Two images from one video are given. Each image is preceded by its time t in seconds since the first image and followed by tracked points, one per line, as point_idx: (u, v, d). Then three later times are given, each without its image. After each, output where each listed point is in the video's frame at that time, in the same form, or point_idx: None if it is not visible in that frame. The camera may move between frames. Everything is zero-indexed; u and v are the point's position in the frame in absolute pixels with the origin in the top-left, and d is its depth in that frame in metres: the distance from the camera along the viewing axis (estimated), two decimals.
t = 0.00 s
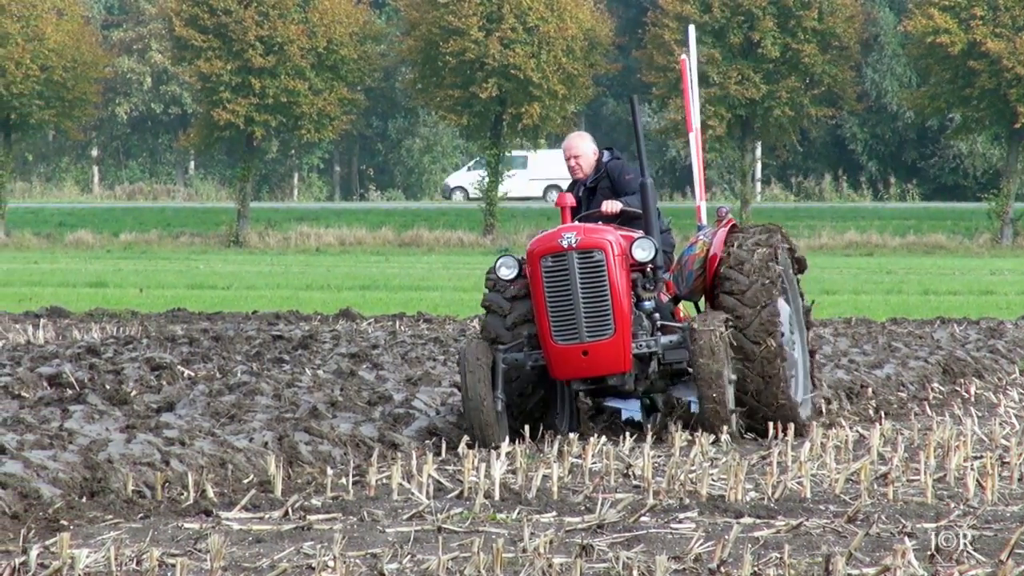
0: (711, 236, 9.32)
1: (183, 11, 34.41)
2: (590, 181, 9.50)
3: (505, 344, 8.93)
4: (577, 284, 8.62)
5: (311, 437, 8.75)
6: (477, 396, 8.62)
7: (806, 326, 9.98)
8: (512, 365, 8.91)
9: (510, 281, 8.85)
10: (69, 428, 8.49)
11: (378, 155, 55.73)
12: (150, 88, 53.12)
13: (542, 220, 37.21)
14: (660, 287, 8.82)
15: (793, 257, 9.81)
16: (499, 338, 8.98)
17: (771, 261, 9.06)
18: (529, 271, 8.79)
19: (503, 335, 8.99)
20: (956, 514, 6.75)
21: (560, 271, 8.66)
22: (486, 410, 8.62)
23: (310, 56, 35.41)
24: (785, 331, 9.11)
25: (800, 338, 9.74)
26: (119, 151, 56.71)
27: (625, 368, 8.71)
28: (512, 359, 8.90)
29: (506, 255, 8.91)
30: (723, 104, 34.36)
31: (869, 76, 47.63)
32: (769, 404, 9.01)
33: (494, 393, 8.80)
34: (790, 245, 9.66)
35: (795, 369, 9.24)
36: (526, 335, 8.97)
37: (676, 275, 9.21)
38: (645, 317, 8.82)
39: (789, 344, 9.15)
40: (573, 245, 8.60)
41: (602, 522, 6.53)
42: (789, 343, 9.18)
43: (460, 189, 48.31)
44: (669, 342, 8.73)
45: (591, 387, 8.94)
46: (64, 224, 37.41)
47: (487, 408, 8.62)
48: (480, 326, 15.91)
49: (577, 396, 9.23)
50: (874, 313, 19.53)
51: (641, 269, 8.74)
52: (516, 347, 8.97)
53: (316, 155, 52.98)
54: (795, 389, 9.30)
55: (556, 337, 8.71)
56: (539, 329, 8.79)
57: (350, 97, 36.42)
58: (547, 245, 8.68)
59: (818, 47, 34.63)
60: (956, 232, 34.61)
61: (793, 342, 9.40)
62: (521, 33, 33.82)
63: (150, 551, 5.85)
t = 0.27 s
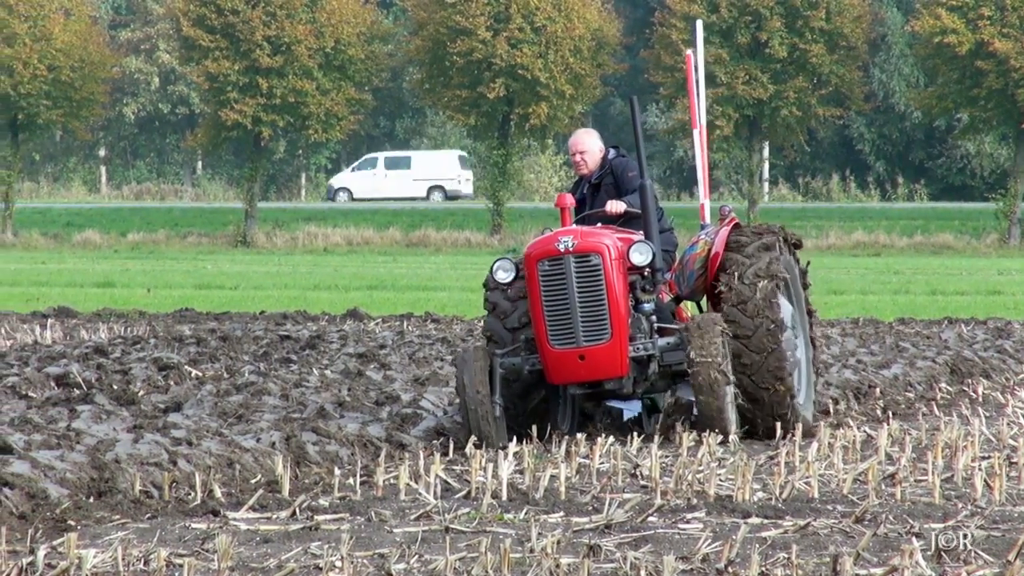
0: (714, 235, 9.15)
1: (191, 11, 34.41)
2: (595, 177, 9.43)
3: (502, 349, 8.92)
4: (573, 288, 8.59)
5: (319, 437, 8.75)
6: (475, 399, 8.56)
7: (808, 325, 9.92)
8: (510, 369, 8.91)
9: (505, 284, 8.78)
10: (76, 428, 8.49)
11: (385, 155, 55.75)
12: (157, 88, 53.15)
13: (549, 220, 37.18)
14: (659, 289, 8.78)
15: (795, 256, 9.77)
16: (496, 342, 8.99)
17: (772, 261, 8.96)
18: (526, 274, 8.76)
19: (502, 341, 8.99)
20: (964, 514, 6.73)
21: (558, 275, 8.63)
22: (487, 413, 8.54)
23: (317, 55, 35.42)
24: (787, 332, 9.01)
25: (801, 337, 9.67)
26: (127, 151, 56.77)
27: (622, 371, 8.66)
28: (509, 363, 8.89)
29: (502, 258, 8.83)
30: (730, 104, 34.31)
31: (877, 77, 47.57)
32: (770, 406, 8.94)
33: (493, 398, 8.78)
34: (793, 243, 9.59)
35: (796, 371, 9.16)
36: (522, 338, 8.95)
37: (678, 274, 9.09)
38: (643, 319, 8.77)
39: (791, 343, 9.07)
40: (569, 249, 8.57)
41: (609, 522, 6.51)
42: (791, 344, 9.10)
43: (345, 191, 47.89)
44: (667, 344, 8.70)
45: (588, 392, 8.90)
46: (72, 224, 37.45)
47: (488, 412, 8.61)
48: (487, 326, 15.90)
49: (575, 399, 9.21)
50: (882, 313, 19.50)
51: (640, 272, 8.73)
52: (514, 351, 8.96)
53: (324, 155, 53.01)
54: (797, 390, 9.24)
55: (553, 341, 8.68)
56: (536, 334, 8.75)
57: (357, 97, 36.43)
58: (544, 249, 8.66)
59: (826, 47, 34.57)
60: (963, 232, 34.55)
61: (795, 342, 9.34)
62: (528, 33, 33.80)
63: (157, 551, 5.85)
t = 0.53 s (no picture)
0: (717, 235, 9.19)
1: (197, 11, 34.43)
2: (597, 175, 9.39)
3: (504, 350, 8.87)
4: (577, 290, 8.48)
5: (325, 437, 8.75)
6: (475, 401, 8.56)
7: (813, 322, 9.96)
8: (511, 371, 8.84)
9: (509, 285, 8.68)
10: (84, 428, 8.49)
11: (392, 155, 55.80)
12: (164, 88, 53.23)
13: (556, 220, 37.18)
14: (661, 291, 8.77)
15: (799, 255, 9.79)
16: (499, 343, 8.93)
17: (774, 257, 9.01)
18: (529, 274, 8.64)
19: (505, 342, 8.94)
20: (970, 514, 6.73)
21: (561, 276, 8.50)
22: (489, 420, 8.57)
23: (325, 56, 35.45)
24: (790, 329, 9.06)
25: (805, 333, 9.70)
26: (133, 151, 56.85)
27: (624, 373, 8.57)
28: (511, 365, 8.82)
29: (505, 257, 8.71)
30: (737, 105, 34.29)
31: (884, 77, 47.53)
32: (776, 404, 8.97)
33: (494, 400, 8.74)
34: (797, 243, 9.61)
35: (801, 369, 9.19)
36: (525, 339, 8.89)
37: (679, 275, 9.17)
38: (646, 320, 8.75)
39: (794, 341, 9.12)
40: (574, 250, 8.44)
41: (616, 522, 6.51)
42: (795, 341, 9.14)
43: (225, 191, 48.34)
44: (669, 347, 8.64)
45: (590, 394, 8.81)
46: (79, 224, 37.51)
47: (488, 413, 8.58)
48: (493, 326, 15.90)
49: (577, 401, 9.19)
50: (888, 313, 19.49)
51: (643, 273, 8.65)
52: (515, 352, 8.92)
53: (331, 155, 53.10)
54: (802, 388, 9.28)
55: (555, 342, 8.56)
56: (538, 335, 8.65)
57: (364, 97, 36.44)
58: (548, 249, 8.52)
59: (833, 47, 34.52)
60: (970, 233, 34.50)
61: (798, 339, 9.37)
62: (535, 33, 33.78)
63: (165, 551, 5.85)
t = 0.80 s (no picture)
0: (716, 235, 9.04)
1: (203, 11, 34.45)
2: (598, 174, 9.36)
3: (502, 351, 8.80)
4: (576, 289, 8.38)
5: (332, 437, 8.75)
6: (475, 403, 8.49)
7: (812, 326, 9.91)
8: (510, 371, 8.76)
9: (507, 284, 8.59)
10: (90, 428, 8.50)
11: (398, 155, 55.83)
12: (170, 88, 53.26)
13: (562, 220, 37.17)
14: (661, 289, 8.68)
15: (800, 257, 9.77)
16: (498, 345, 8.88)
17: (775, 257, 8.96)
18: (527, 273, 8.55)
19: (505, 342, 8.89)
20: (976, 514, 6.71)
21: (559, 276, 8.41)
22: (489, 421, 8.49)
23: (330, 56, 35.46)
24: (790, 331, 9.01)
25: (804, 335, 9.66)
26: (139, 151, 56.92)
27: (623, 373, 8.49)
28: (510, 365, 8.75)
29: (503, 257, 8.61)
30: (743, 105, 34.25)
31: (889, 77, 47.49)
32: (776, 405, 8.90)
33: (492, 400, 8.65)
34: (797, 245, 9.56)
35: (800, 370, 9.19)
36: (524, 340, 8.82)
37: (679, 275, 8.98)
38: (645, 319, 8.66)
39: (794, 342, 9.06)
40: (572, 250, 8.35)
41: (621, 522, 6.50)
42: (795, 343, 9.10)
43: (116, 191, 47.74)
44: (669, 346, 8.56)
45: (589, 392, 8.75)
46: (85, 224, 37.55)
47: (487, 414, 8.49)
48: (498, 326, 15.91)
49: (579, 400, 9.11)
50: (893, 313, 19.48)
51: (642, 273, 8.57)
52: (514, 352, 8.84)
53: (336, 155, 53.16)
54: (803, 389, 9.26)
55: (554, 342, 8.48)
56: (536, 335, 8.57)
57: (370, 97, 36.45)
58: (546, 249, 8.43)
59: (839, 47, 34.49)
60: (976, 233, 34.47)
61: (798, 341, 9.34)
62: (541, 33, 33.78)
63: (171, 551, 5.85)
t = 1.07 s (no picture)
0: (715, 233, 8.97)
1: (208, 11, 34.47)
2: (596, 174, 9.29)
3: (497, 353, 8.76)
4: (573, 291, 8.35)
5: (336, 437, 8.74)
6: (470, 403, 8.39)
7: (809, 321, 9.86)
8: (507, 372, 8.74)
9: (503, 286, 8.51)
10: (94, 428, 8.49)
11: (402, 156, 55.83)
12: (174, 88, 53.29)
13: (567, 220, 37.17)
14: (659, 290, 8.59)
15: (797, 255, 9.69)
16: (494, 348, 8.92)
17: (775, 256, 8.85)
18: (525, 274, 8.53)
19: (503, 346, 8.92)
20: (982, 514, 6.70)
21: (556, 277, 8.40)
22: (484, 418, 8.38)
23: (335, 56, 35.48)
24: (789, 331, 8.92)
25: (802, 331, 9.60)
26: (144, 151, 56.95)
27: (621, 375, 8.43)
28: (507, 366, 8.72)
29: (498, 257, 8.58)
30: (747, 105, 34.21)
31: (894, 77, 47.45)
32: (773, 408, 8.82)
33: (489, 402, 8.52)
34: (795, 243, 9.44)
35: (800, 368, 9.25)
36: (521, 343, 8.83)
37: (679, 273, 8.87)
38: (643, 319, 8.57)
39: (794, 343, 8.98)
40: (569, 251, 8.33)
41: (626, 522, 6.48)
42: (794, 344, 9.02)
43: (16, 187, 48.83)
44: (666, 347, 8.50)
45: (587, 395, 8.71)
46: (89, 224, 37.56)
47: (484, 414, 8.40)
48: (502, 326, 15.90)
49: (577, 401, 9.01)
50: (898, 313, 19.46)
51: (640, 273, 8.50)
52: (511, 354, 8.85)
53: (341, 156, 53.17)
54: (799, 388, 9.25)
55: (551, 344, 8.45)
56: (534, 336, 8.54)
57: (374, 97, 36.45)
58: (544, 250, 8.42)
59: (843, 47, 34.46)
60: (980, 233, 34.43)
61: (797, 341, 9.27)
62: (546, 33, 33.78)
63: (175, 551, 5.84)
